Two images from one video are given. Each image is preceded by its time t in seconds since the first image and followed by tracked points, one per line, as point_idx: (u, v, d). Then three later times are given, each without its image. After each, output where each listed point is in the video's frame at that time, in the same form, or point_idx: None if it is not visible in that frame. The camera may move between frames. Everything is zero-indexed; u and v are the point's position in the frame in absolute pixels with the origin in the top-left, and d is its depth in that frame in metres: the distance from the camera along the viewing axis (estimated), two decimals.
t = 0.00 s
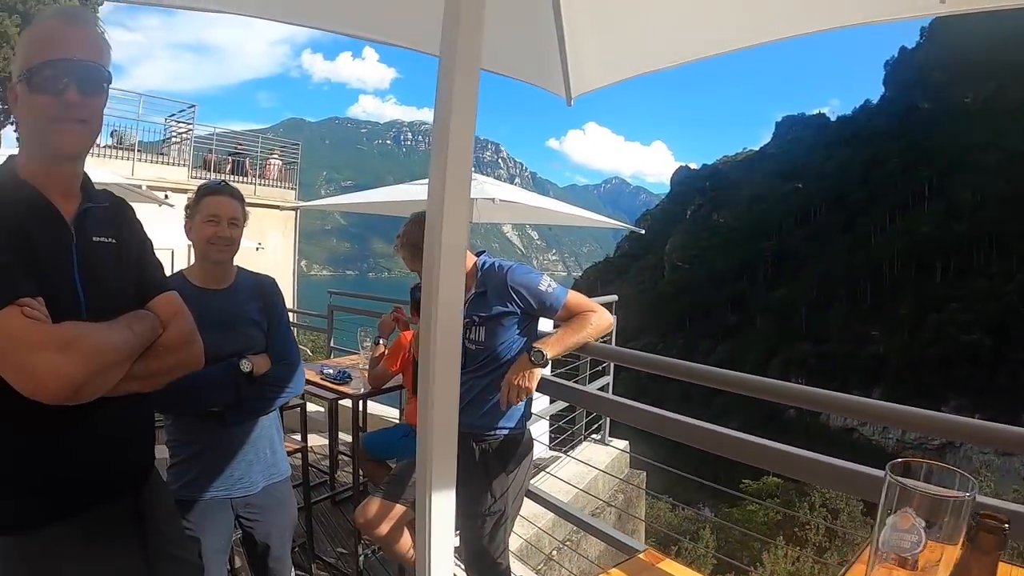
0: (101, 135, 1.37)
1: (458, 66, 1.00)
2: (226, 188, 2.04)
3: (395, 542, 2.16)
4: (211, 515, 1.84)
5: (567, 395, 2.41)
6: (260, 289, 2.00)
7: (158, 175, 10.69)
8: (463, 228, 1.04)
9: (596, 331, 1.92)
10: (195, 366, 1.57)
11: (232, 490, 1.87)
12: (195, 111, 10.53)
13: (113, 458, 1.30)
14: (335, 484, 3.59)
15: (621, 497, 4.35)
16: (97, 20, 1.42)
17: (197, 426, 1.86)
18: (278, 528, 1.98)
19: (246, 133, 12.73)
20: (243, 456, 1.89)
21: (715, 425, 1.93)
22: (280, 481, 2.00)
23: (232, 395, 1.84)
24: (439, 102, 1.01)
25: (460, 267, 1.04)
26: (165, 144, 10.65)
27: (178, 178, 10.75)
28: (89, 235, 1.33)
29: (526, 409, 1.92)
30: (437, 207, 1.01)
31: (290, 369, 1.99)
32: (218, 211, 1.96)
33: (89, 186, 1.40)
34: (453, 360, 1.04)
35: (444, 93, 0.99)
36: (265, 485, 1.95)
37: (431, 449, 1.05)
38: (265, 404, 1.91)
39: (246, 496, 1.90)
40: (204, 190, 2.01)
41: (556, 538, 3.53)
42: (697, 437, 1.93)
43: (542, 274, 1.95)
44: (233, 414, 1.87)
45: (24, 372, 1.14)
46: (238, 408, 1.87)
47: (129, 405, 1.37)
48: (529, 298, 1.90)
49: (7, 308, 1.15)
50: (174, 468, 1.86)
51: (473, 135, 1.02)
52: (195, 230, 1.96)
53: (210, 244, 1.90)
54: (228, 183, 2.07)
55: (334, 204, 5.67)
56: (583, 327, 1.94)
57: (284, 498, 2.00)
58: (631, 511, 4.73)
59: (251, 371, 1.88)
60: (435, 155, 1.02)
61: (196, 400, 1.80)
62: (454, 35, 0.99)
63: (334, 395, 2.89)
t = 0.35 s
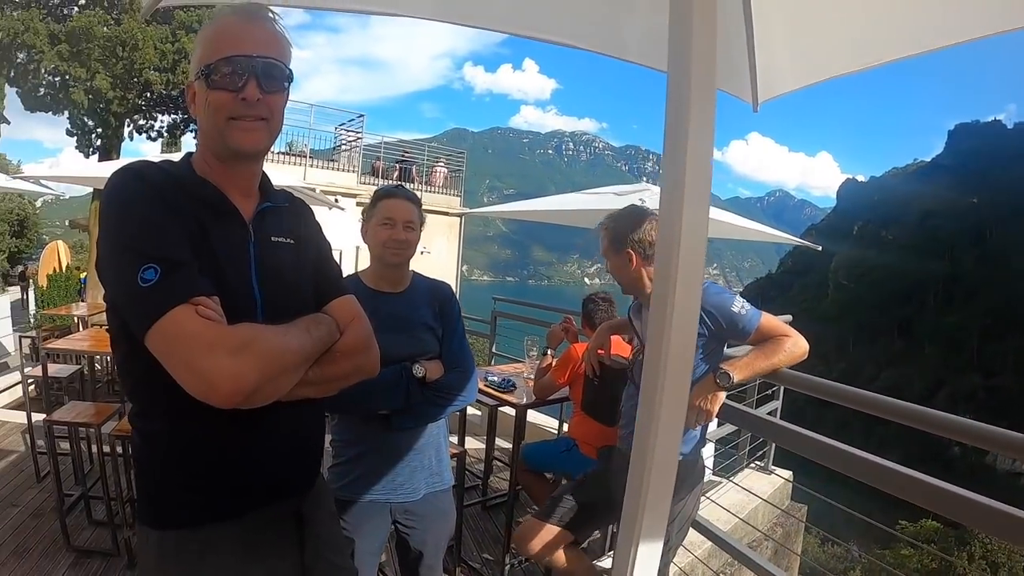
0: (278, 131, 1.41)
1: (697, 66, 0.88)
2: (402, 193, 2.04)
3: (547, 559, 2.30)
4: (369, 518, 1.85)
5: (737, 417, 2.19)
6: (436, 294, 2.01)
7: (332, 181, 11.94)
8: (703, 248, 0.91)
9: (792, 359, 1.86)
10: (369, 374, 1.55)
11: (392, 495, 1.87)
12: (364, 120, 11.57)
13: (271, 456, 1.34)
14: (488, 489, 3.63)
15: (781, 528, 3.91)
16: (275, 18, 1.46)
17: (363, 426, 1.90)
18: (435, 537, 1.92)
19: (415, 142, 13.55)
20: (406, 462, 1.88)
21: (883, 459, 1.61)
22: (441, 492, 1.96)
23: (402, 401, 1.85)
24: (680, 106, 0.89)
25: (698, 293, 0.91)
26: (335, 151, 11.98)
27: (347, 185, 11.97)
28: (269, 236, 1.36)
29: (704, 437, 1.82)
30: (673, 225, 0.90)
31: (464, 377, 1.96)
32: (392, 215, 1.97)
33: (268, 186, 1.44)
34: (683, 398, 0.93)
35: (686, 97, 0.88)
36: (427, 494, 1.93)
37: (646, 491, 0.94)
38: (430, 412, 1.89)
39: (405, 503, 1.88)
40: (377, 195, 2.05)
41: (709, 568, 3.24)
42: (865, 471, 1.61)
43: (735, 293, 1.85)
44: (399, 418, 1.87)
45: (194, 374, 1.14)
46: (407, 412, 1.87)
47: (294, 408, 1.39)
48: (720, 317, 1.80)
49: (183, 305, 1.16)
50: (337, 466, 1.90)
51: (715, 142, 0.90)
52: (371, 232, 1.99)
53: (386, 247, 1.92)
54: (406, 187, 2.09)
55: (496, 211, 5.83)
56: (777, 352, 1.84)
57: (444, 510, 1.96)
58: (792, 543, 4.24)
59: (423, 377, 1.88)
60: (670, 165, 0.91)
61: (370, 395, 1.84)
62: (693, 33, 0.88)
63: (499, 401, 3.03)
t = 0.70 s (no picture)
0: (332, 135, 1.36)
1: (806, 76, 0.84)
2: (464, 204, 2.02)
3: None
4: (426, 543, 1.78)
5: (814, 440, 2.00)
6: (499, 309, 1.99)
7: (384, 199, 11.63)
8: (816, 265, 0.85)
9: (879, 379, 1.78)
10: (435, 393, 1.45)
11: (451, 518, 1.80)
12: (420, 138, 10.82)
13: (327, 478, 1.28)
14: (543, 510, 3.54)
15: (849, 555, 3.66)
16: (327, 16, 1.42)
17: (422, 445, 1.85)
18: (493, 562, 1.83)
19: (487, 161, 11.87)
20: (466, 484, 1.82)
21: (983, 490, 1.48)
22: (502, 517, 1.88)
23: (464, 419, 1.81)
24: (785, 120, 0.86)
25: (812, 314, 0.85)
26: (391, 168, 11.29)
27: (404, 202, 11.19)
28: (327, 247, 1.32)
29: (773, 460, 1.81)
30: (782, 242, 0.84)
31: (529, 398, 1.94)
32: (454, 226, 1.95)
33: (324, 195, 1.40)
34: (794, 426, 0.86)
35: (792, 111, 0.84)
36: (486, 518, 1.85)
37: (751, 526, 0.88)
38: (492, 431, 1.85)
39: (463, 527, 1.80)
40: (441, 207, 2.03)
41: None
42: (960, 501, 1.49)
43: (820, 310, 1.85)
44: (459, 437, 1.82)
45: (245, 392, 1.08)
46: (468, 431, 1.83)
47: (354, 428, 1.33)
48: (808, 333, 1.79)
49: (234, 317, 1.10)
50: (393, 487, 1.85)
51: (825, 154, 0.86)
52: (433, 245, 1.98)
53: (448, 261, 1.91)
54: (468, 199, 2.06)
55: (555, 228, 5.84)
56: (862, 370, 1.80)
57: (505, 536, 1.87)
58: None
59: (487, 398, 1.86)
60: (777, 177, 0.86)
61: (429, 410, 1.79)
62: (799, 41, 0.83)
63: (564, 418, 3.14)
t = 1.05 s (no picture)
0: (347, 144, 1.36)
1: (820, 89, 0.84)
2: (479, 218, 2.04)
3: None
4: (438, 557, 1.77)
5: (826, 451, 1.99)
6: (514, 323, 1.99)
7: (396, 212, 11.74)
8: (831, 277, 0.84)
9: (901, 393, 1.77)
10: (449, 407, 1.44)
11: (463, 532, 1.80)
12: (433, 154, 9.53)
13: (340, 490, 1.29)
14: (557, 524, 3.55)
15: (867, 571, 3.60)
16: (342, 27, 1.43)
17: (433, 458, 1.85)
18: None
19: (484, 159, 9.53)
20: (477, 499, 1.81)
21: (999, 502, 1.47)
22: (513, 532, 1.87)
23: (476, 433, 1.82)
24: (799, 130, 0.86)
25: (828, 326, 0.84)
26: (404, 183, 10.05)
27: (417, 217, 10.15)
28: (341, 258, 1.33)
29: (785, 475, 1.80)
30: (798, 253, 0.84)
31: (543, 412, 1.93)
32: (468, 240, 1.97)
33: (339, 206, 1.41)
34: (809, 439, 0.85)
35: (806, 124, 0.85)
36: (499, 533, 1.84)
37: (765, 540, 0.87)
38: (505, 444, 1.85)
39: (475, 542, 1.80)
40: (457, 220, 2.05)
41: None
42: (973, 513, 1.48)
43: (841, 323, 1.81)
44: (470, 450, 1.82)
45: (260, 404, 1.06)
46: (480, 445, 1.83)
47: (367, 442, 1.33)
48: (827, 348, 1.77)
49: (247, 328, 1.08)
50: (405, 501, 1.86)
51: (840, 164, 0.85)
52: (448, 259, 2.00)
53: (463, 274, 1.93)
54: (483, 212, 2.08)
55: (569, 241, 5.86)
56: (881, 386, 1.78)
57: (518, 552, 1.85)
58: None
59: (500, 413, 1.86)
60: (790, 188, 0.86)
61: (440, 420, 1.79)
62: (813, 51, 0.84)
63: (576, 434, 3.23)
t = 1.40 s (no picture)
0: (359, 155, 1.37)
1: (831, 108, 0.85)
2: (491, 230, 2.05)
3: None
4: (448, 565, 1.77)
5: (838, 464, 1.98)
6: (526, 335, 2.00)
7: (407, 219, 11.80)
8: (844, 292, 0.84)
9: (910, 404, 1.75)
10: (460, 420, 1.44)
11: (473, 542, 1.80)
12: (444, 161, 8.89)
13: (353, 502, 1.29)
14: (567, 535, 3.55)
15: None
16: (353, 38, 1.44)
17: (443, 469, 1.85)
18: None
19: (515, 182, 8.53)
20: (487, 509, 1.81)
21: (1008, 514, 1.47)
22: (524, 542, 1.87)
23: (488, 444, 1.82)
24: (811, 147, 0.87)
25: (840, 341, 0.84)
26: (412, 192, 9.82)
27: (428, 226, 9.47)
28: (355, 270, 1.34)
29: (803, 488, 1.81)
30: (810, 266, 0.84)
31: (553, 424, 1.93)
32: (481, 252, 1.98)
33: (353, 217, 1.42)
34: (822, 453, 0.85)
35: (818, 141, 0.85)
36: (509, 543, 1.84)
37: (778, 553, 0.87)
38: (515, 454, 1.85)
39: (486, 551, 1.80)
40: (468, 232, 2.06)
41: None
42: (972, 520, 1.49)
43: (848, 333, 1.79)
44: (481, 460, 1.82)
45: (272, 416, 1.07)
46: (491, 457, 1.83)
47: (378, 453, 1.34)
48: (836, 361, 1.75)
49: (260, 340, 1.09)
50: (415, 511, 1.86)
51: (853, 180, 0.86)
52: (461, 270, 2.01)
53: (475, 286, 1.94)
54: (495, 224, 2.09)
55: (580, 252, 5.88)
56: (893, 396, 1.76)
57: (527, 563, 1.86)
58: None
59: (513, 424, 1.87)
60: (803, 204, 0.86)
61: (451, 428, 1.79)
62: (824, 65, 0.85)
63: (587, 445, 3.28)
